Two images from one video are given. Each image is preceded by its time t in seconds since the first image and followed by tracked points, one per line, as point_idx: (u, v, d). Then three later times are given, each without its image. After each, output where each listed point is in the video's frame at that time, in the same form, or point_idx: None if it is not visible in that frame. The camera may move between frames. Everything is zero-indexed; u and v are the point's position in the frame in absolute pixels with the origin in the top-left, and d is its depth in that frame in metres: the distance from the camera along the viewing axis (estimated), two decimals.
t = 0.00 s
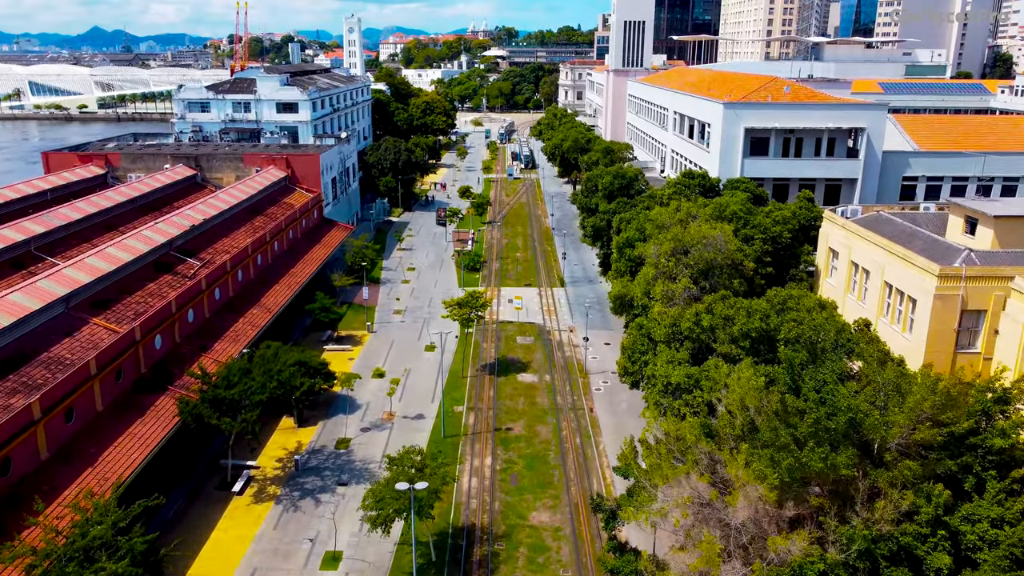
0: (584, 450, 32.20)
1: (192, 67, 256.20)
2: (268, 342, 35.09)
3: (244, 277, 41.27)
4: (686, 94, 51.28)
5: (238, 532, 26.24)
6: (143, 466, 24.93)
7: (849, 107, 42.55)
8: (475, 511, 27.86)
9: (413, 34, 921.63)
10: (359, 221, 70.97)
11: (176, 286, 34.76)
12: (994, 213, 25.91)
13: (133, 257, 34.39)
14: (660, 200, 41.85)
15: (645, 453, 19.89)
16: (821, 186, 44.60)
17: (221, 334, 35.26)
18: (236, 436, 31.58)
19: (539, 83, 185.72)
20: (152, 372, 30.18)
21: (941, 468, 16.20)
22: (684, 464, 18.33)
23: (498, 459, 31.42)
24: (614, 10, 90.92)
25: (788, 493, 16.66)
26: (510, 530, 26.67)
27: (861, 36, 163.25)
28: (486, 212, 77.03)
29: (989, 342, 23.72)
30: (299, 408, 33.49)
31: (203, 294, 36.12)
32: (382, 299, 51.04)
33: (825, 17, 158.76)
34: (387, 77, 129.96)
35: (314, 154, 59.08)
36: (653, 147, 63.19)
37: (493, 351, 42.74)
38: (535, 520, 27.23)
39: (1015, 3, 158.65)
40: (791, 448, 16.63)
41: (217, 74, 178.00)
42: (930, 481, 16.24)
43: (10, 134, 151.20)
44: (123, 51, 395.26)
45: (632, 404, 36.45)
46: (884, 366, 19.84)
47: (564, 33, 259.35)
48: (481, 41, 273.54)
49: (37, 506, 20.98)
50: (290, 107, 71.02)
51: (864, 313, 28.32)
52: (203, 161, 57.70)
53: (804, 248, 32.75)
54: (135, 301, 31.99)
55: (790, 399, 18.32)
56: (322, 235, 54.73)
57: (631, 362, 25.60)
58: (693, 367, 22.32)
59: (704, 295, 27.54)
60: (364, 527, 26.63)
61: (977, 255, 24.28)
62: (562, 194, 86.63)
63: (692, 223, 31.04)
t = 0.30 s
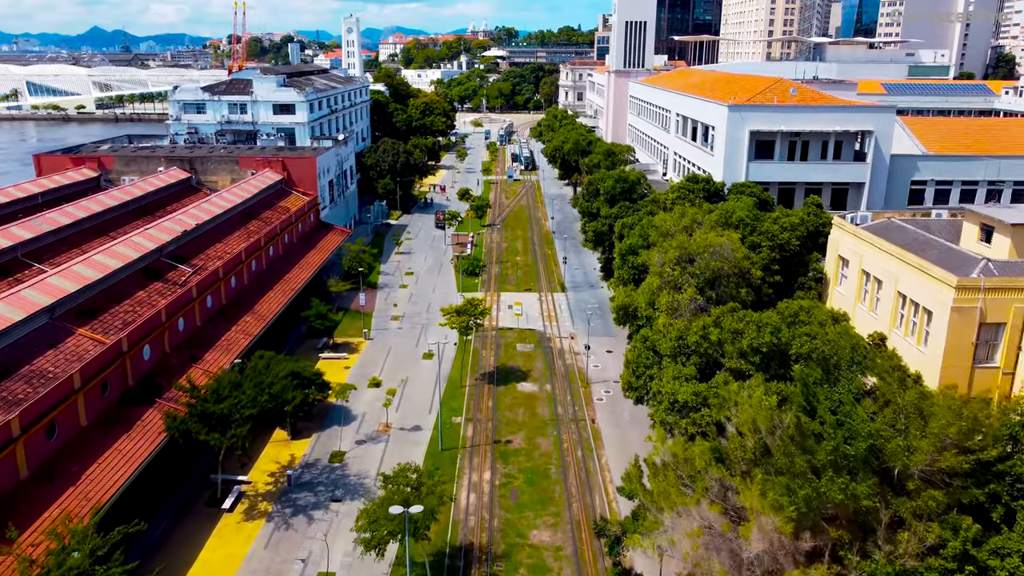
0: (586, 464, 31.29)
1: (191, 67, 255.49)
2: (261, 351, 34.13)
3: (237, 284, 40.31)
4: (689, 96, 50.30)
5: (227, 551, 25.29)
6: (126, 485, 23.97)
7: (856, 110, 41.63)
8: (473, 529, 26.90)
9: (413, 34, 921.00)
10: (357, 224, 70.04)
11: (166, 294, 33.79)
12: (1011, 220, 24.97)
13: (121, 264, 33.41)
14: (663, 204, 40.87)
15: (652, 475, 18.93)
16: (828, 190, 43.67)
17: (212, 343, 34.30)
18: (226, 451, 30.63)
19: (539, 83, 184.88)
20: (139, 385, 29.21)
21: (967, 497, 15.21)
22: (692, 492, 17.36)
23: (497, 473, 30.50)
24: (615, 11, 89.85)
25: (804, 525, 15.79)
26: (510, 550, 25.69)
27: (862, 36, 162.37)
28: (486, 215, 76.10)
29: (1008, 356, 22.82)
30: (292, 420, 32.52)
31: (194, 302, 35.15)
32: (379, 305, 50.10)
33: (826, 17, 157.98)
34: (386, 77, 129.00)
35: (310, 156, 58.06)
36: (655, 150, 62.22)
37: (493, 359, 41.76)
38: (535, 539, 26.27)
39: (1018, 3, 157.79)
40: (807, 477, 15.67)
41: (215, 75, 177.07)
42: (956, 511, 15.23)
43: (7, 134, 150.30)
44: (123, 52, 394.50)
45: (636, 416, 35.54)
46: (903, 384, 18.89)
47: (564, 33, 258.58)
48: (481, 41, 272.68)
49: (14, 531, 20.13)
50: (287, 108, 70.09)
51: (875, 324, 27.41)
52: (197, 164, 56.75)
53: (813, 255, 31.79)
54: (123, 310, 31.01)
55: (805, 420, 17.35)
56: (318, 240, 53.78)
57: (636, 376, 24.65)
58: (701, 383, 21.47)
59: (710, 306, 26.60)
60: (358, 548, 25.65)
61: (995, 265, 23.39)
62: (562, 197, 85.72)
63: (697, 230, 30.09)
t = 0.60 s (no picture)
0: (588, 478, 30.34)
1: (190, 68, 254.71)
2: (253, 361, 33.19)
3: (230, 291, 39.38)
4: (692, 97, 49.35)
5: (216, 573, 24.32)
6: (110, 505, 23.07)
7: (864, 113, 40.66)
8: (471, 549, 25.94)
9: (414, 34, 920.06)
10: (354, 227, 69.11)
11: (155, 303, 32.84)
12: None
13: (109, 271, 32.43)
14: (666, 209, 39.89)
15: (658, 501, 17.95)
16: (834, 194, 42.74)
17: (203, 353, 33.36)
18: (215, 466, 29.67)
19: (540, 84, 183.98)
20: (126, 398, 28.27)
21: (997, 530, 14.44)
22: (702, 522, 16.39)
23: (496, 488, 29.54)
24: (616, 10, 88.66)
25: (825, 561, 14.80)
26: (509, 571, 24.73)
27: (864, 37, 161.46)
28: (485, 217, 75.14)
29: None
30: (285, 433, 31.56)
31: (185, 310, 34.21)
32: (376, 311, 49.12)
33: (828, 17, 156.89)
34: (384, 77, 127.98)
35: (306, 159, 57.03)
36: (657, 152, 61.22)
37: (492, 367, 40.79)
38: (535, 559, 25.31)
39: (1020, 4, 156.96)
40: (826, 510, 14.75)
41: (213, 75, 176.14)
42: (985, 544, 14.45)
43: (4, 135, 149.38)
44: (122, 52, 393.75)
45: (638, 427, 34.50)
46: (923, 404, 17.91)
47: (564, 33, 257.74)
48: (481, 41, 271.83)
49: None
50: (284, 110, 69.12)
51: (888, 335, 26.46)
52: (191, 167, 55.77)
53: (821, 263, 30.83)
54: (110, 319, 30.05)
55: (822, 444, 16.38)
56: (315, 244, 52.84)
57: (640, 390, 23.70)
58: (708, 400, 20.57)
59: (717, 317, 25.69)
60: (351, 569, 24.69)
61: (1015, 276, 22.45)
62: (562, 199, 84.79)
63: (703, 237, 29.13)
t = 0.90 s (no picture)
0: (589, 493, 29.41)
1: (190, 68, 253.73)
2: (245, 371, 32.24)
3: (222, 298, 38.41)
4: (695, 99, 48.39)
5: None
6: (91, 526, 22.11)
7: (872, 114, 39.72)
8: (468, 569, 25.00)
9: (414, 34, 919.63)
10: (352, 230, 68.18)
11: (144, 311, 31.86)
12: None
13: (96, 279, 31.44)
14: (669, 214, 38.91)
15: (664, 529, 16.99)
16: (841, 198, 41.80)
17: (193, 363, 32.40)
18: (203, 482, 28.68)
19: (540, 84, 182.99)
20: (111, 411, 27.31)
21: None
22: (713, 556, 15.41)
23: (495, 504, 28.58)
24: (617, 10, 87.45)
25: None
26: None
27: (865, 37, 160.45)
28: (485, 220, 74.18)
29: None
30: (277, 446, 30.62)
31: (175, 319, 33.23)
32: (373, 317, 48.16)
33: (830, 17, 155.80)
34: (383, 77, 126.96)
35: (302, 161, 56.05)
36: (659, 154, 60.20)
37: (491, 376, 39.81)
38: None
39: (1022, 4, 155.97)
40: (848, 546, 13.77)
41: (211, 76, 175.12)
42: None
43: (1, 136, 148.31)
44: (121, 52, 392.85)
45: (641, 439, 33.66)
46: (944, 428, 16.94)
47: (564, 33, 256.91)
48: (481, 42, 270.85)
49: None
50: (280, 111, 68.19)
51: (900, 347, 25.54)
52: (185, 169, 54.83)
53: (830, 271, 29.84)
54: (96, 329, 29.07)
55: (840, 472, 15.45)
56: (310, 248, 51.87)
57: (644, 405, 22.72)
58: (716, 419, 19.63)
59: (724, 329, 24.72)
60: None
61: None
62: (562, 201, 83.82)
63: (708, 244, 28.17)
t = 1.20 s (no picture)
0: (590, 510, 28.46)
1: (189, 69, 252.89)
2: (236, 382, 31.29)
3: (213, 305, 37.43)
4: (698, 101, 47.41)
5: None
6: (70, 550, 21.14)
7: (881, 117, 38.75)
8: None
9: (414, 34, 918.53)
10: (349, 234, 67.22)
11: (131, 321, 30.86)
12: None
13: (82, 288, 30.40)
14: (672, 219, 37.96)
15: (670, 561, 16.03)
16: (848, 203, 40.83)
17: (182, 374, 31.44)
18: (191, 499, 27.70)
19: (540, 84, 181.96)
20: (95, 426, 26.32)
21: None
22: None
23: (493, 522, 27.62)
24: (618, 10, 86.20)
25: None
26: None
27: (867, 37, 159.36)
28: (484, 223, 73.19)
29: None
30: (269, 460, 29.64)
31: (164, 328, 32.23)
32: (369, 323, 47.18)
33: (832, 17, 154.58)
34: (382, 78, 126.03)
35: (297, 163, 55.07)
36: (661, 157, 59.20)
37: (490, 385, 38.81)
38: None
39: None
40: None
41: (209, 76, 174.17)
42: None
43: None
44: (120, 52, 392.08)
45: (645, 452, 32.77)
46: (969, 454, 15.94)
47: (564, 33, 255.98)
48: (480, 42, 269.79)
49: None
50: (276, 112, 67.23)
51: (914, 360, 24.62)
52: (179, 172, 53.86)
53: (841, 280, 28.84)
54: (81, 340, 28.08)
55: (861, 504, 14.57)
56: (305, 253, 50.92)
57: (648, 422, 21.75)
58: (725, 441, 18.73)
59: (731, 343, 23.80)
60: None
61: None
62: (563, 203, 82.83)
63: (715, 252, 27.18)
